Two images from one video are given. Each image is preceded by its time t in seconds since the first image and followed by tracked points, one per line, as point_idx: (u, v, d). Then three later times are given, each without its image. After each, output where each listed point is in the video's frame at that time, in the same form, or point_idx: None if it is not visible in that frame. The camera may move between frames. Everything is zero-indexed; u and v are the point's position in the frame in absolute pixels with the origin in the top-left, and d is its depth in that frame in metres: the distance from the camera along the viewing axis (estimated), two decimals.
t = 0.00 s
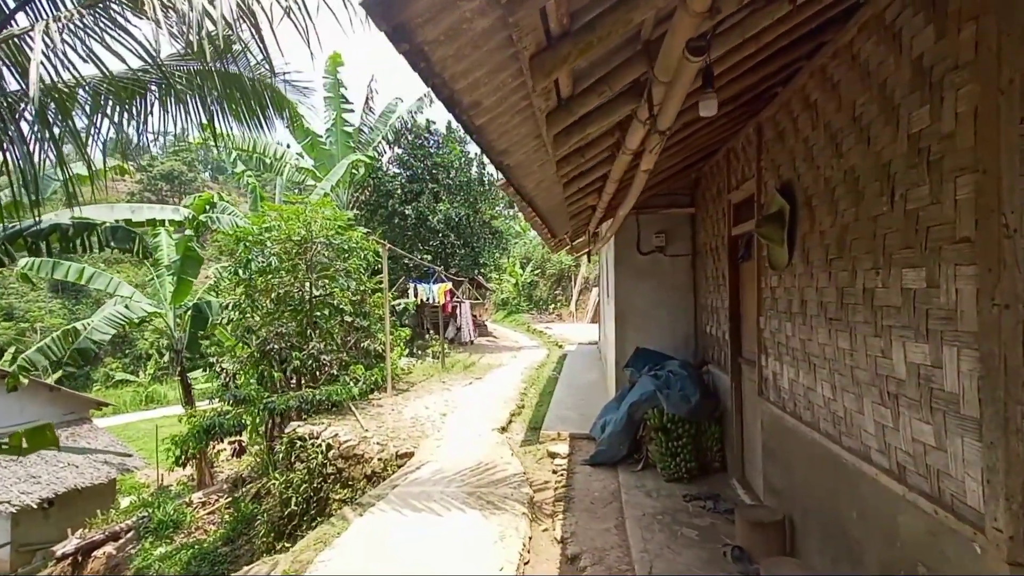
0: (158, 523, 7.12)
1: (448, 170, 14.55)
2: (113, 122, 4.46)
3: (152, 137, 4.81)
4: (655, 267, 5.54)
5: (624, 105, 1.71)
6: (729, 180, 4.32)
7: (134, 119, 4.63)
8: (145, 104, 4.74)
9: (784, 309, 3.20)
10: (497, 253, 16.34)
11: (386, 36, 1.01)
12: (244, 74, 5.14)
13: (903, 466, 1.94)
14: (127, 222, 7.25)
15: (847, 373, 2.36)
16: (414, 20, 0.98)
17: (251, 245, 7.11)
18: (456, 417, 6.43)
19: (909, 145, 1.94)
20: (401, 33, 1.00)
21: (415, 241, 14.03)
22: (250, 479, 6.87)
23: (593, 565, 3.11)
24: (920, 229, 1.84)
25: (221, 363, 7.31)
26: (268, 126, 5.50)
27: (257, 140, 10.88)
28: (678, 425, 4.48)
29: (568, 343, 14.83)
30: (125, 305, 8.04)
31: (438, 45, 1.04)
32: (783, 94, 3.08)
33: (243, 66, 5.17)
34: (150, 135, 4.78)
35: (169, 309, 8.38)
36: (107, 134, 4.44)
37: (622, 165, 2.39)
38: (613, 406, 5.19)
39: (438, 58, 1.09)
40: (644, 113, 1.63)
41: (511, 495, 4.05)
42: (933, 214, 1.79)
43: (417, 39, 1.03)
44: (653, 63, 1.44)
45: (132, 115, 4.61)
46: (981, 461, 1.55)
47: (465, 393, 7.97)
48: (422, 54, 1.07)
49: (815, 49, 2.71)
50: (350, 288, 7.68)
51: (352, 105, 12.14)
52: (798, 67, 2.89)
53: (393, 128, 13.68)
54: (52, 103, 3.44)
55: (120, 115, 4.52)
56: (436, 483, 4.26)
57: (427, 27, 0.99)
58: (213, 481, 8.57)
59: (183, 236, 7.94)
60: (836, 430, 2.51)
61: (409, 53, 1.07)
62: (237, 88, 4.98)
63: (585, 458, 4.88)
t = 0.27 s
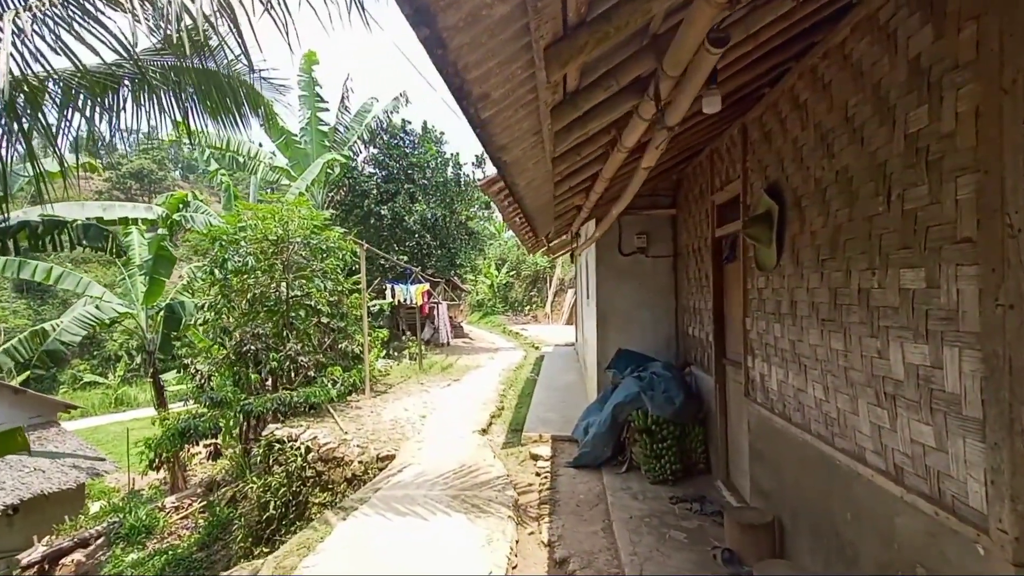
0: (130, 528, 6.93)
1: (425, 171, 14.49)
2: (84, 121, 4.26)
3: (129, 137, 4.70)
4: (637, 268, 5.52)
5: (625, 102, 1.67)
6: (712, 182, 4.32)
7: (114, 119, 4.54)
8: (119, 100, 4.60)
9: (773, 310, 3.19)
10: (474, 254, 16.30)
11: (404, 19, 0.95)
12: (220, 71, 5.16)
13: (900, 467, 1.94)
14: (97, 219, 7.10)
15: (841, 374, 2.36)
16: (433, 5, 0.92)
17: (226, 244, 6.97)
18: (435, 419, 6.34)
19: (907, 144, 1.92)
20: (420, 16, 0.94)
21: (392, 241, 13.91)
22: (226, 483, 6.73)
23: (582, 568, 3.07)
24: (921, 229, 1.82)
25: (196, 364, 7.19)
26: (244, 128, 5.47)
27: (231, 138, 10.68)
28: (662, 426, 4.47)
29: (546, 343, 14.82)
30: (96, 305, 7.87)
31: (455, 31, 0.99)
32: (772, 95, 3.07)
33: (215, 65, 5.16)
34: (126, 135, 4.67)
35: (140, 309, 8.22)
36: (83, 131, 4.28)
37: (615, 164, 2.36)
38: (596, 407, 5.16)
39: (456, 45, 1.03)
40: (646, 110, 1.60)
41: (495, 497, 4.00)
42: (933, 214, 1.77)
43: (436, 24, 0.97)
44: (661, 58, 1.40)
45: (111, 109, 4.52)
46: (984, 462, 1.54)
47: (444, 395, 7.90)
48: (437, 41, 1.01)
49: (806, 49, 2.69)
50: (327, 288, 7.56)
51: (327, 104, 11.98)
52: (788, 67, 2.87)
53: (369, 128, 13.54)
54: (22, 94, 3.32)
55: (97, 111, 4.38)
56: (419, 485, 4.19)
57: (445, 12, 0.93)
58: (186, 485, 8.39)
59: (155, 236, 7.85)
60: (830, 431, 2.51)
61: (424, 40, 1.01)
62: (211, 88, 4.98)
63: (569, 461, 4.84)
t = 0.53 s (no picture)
0: (109, 534, 6.79)
1: (407, 171, 14.45)
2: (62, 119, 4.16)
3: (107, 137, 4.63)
4: (625, 268, 5.50)
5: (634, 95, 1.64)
6: (701, 183, 4.31)
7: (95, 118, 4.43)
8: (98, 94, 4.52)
9: (764, 310, 3.18)
10: (459, 254, 16.32)
11: None
12: (205, 68, 5.07)
13: (903, 466, 1.94)
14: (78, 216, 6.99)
15: (840, 374, 2.35)
16: None
17: (210, 243, 6.86)
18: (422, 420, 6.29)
19: (906, 143, 1.86)
20: None
21: (376, 241, 13.87)
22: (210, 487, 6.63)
23: (578, 571, 3.05)
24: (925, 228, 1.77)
25: (178, 365, 7.10)
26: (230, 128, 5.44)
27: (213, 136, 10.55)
28: (653, 427, 4.45)
29: (531, 344, 14.87)
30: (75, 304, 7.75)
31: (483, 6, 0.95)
32: (763, 96, 3.06)
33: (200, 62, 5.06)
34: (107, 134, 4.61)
35: (121, 308, 8.19)
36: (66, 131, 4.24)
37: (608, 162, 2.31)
38: (585, 408, 5.14)
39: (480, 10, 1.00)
40: (656, 104, 1.57)
41: (488, 499, 3.99)
42: (936, 214, 1.72)
43: None
44: (675, 49, 1.37)
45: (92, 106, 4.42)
46: (993, 462, 1.53)
47: (429, 395, 7.86)
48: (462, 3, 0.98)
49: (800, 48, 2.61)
50: (311, 288, 7.49)
51: (310, 103, 11.87)
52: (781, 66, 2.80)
53: (352, 128, 13.40)
54: None
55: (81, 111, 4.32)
56: (410, 488, 4.15)
57: None
58: (166, 489, 8.26)
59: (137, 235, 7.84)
60: (828, 432, 2.52)
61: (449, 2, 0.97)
62: (194, 81, 4.88)
63: (558, 462, 4.81)
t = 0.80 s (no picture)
0: (97, 538, 6.61)
1: (401, 169, 14.47)
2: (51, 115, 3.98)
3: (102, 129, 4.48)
4: (624, 267, 5.46)
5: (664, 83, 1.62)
6: (703, 182, 4.28)
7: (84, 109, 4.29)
8: (88, 88, 4.38)
9: (773, 308, 3.14)
10: (452, 253, 16.33)
11: None
12: (199, 63, 4.95)
13: (927, 468, 1.90)
14: (63, 213, 7.01)
15: (856, 373, 2.32)
16: None
17: (202, 241, 6.90)
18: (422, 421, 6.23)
19: (935, 138, 1.81)
20: None
21: (368, 240, 13.95)
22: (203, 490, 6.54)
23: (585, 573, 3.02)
24: (955, 224, 1.73)
25: (171, 367, 7.34)
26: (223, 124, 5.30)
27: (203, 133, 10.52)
28: (655, 427, 4.42)
29: (524, 343, 14.92)
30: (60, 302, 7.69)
31: None
32: (772, 93, 3.02)
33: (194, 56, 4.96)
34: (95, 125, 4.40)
35: (109, 309, 8.05)
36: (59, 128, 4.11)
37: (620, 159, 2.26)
38: (585, 408, 5.10)
39: None
40: (686, 94, 1.54)
41: (490, 501, 3.93)
42: (967, 209, 1.68)
43: None
44: (715, 34, 1.32)
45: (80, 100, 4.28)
46: None
47: (425, 395, 7.82)
48: None
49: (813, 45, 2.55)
50: (305, 288, 7.59)
51: (302, 101, 11.80)
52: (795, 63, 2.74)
53: (345, 125, 13.54)
54: None
55: (70, 106, 4.19)
56: (409, 491, 4.09)
57: None
58: (156, 491, 8.16)
59: (126, 233, 7.85)
60: (842, 432, 2.49)
61: None
62: (185, 77, 4.80)
63: (558, 462, 4.76)
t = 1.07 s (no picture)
0: (93, 541, 6.51)
1: (402, 167, 14.69)
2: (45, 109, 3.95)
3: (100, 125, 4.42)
4: (634, 266, 5.50)
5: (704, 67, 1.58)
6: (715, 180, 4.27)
7: (82, 105, 4.26)
8: (83, 83, 4.32)
9: (793, 307, 3.10)
10: (454, 253, 16.41)
11: None
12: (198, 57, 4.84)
13: (967, 474, 1.84)
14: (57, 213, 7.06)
15: (887, 374, 2.26)
16: None
17: (202, 240, 7.03)
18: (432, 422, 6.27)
19: (976, 131, 1.74)
20: None
21: (368, 238, 14.11)
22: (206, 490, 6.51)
23: None
24: (998, 220, 1.66)
25: (164, 368, 7.57)
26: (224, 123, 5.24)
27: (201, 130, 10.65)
28: (667, 427, 4.43)
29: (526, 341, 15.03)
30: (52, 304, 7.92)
31: None
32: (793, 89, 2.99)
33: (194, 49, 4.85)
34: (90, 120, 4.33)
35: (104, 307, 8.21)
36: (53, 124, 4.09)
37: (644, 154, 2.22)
38: (595, 408, 5.13)
39: None
40: (729, 84, 1.51)
41: (500, 504, 3.89)
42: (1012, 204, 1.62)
43: None
44: (770, 17, 1.29)
45: (77, 97, 4.24)
46: None
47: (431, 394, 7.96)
48: None
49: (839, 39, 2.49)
50: (308, 287, 7.76)
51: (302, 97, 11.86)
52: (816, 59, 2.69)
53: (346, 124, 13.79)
54: None
55: (66, 99, 4.15)
56: (417, 494, 4.05)
57: None
58: (153, 493, 8.15)
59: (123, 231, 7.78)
60: (868, 435, 2.43)
61: None
62: (184, 71, 4.71)
63: (568, 463, 4.81)
